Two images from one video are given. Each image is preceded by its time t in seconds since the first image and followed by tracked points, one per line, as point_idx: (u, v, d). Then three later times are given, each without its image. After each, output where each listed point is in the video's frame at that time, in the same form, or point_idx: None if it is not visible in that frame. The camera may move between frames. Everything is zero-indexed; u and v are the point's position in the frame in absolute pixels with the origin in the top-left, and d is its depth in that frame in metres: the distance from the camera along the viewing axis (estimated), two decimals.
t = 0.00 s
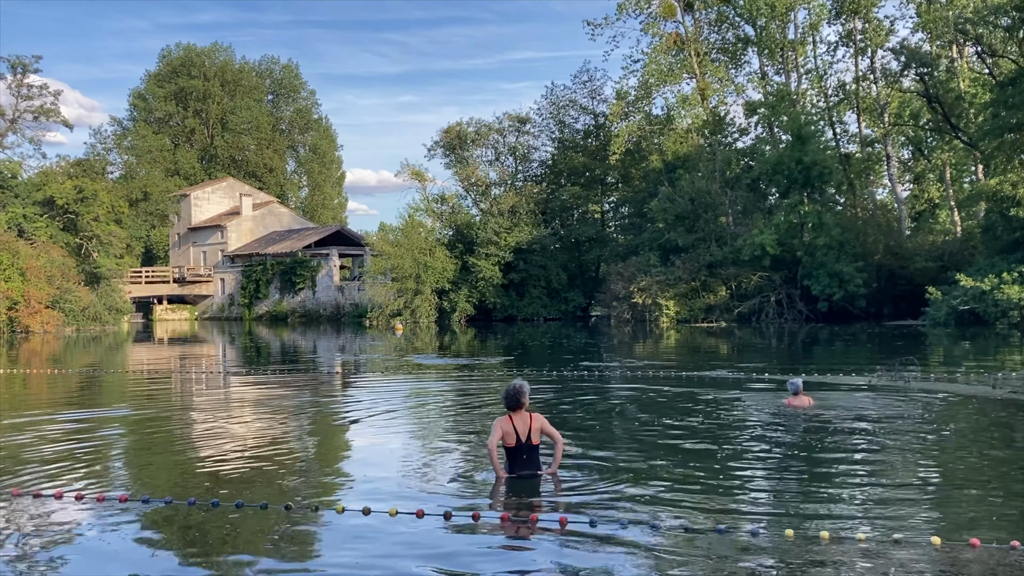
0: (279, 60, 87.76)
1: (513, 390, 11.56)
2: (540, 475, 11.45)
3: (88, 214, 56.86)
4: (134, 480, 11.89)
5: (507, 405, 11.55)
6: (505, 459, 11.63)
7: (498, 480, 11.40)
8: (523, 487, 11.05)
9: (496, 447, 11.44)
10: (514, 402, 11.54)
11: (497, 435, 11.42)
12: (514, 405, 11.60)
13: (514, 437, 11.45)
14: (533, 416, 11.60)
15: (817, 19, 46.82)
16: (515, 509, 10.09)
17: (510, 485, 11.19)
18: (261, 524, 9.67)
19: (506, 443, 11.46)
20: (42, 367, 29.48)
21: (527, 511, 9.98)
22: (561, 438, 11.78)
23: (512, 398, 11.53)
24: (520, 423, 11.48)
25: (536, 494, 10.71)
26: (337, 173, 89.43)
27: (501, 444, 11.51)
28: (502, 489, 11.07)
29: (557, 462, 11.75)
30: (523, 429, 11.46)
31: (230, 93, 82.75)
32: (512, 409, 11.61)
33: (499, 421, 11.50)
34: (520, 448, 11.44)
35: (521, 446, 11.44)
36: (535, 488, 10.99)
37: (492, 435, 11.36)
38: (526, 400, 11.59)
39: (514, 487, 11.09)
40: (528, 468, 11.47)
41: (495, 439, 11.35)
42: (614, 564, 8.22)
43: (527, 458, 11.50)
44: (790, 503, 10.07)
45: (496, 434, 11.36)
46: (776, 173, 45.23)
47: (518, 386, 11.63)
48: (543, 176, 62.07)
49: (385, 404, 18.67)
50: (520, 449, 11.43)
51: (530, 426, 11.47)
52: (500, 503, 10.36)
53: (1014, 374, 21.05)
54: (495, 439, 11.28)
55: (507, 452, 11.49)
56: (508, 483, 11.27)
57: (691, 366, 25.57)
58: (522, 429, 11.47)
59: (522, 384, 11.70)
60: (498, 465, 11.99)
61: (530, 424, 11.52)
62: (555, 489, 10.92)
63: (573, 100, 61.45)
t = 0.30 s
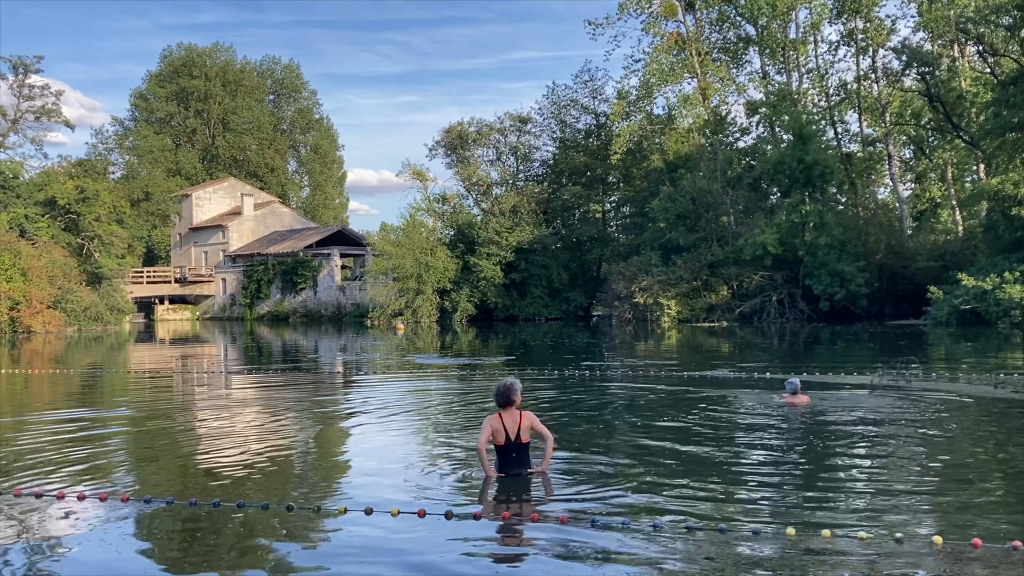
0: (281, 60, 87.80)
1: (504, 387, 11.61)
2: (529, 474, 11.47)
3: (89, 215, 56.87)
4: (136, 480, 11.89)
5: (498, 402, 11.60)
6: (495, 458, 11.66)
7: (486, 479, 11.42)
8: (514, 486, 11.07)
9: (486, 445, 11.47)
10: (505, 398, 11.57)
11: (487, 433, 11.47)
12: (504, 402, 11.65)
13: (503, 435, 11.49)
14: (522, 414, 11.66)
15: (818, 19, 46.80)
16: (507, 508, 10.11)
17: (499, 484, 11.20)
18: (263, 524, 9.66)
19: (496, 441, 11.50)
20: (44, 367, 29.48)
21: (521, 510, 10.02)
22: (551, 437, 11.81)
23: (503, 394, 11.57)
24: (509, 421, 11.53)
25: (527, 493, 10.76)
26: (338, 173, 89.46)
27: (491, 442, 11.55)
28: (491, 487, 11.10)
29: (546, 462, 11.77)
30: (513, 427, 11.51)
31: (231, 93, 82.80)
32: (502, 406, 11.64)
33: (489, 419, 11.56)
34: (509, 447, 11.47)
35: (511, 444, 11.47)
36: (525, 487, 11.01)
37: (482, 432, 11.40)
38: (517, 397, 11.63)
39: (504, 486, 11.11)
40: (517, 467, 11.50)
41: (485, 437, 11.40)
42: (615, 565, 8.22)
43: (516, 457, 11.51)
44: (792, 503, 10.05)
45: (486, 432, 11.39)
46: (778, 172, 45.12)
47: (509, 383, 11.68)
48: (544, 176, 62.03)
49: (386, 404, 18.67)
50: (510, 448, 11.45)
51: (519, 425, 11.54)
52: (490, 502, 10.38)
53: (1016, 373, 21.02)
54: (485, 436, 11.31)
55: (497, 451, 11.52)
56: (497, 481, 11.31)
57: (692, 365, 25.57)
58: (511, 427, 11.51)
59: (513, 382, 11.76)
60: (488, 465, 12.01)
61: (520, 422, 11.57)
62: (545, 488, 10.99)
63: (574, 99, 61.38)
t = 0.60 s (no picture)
0: (282, 60, 87.85)
1: (497, 388, 11.51)
2: (523, 474, 11.55)
3: (90, 215, 56.93)
4: (138, 480, 11.90)
5: (490, 403, 11.55)
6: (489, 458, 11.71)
7: (479, 479, 11.46)
8: (508, 486, 11.15)
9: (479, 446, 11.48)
10: (497, 398, 11.50)
11: (480, 434, 11.48)
12: (497, 402, 11.59)
13: (496, 436, 11.52)
14: (514, 414, 11.64)
15: (819, 18, 46.79)
16: (500, 509, 10.13)
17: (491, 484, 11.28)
18: (266, 524, 9.68)
19: (489, 442, 11.54)
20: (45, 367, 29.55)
21: (515, 509, 10.06)
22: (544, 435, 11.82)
23: (495, 395, 11.50)
24: (502, 422, 11.54)
25: (521, 493, 10.81)
26: (339, 173, 89.48)
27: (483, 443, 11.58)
28: (485, 488, 11.14)
29: (540, 460, 11.82)
30: (505, 428, 11.52)
31: (232, 93, 82.85)
32: (494, 405, 11.59)
33: (481, 420, 11.56)
34: (502, 448, 11.52)
35: (503, 446, 11.52)
36: (520, 487, 11.07)
37: (475, 434, 11.43)
38: (509, 397, 11.58)
39: (498, 486, 11.18)
40: (511, 467, 11.56)
41: (478, 439, 11.42)
42: (616, 564, 8.21)
43: (509, 458, 11.58)
44: (793, 503, 10.05)
45: (478, 434, 11.42)
46: (779, 172, 45.17)
47: (500, 383, 11.59)
48: (545, 175, 61.96)
49: (386, 404, 18.71)
50: (502, 449, 11.51)
51: (512, 425, 11.54)
52: (483, 503, 10.40)
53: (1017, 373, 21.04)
54: (478, 438, 11.31)
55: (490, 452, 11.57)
56: (490, 481, 11.36)
57: (694, 364, 25.60)
58: (503, 428, 11.53)
59: (506, 381, 11.65)
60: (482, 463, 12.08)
61: (513, 423, 11.58)
62: (538, 488, 11.04)
63: (576, 99, 61.34)
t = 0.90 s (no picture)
0: (283, 60, 87.88)
1: (494, 388, 11.59)
2: (522, 473, 11.57)
3: (92, 214, 56.94)
4: (140, 479, 11.90)
5: (487, 403, 11.61)
6: (488, 458, 11.72)
7: (478, 479, 11.46)
8: (508, 485, 11.17)
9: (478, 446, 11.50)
10: (494, 398, 11.58)
11: (478, 434, 11.52)
12: (494, 403, 11.65)
13: (494, 436, 11.56)
14: (512, 415, 11.72)
15: (820, 17, 46.77)
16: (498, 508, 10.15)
17: (491, 483, 11.30)
18: (268, 523, 9.68)
19: (487, 442, 11.57)
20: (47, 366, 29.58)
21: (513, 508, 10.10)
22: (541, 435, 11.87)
23: (492, 394, 11.57)
24: (500, 422, 11.60)
25: (520, 491, 10.84)
26: (341, 173, 89.51)
27: (482, 443, 11.61)
28: (485, 486, 11.14)
29: (538, 460, 11.85)
30: (503, 428, 11.58)
31: (234, 93, 82.86)
32: (491, 406, 11.66)
33: (479, 420, 11.59)
34: (501, 447, 11.55)
35: (502, 445, 11.55)
36: (519, 486, 11.10)
37: (474, 434, 11.46)
38: (506, 396, 11.65)
39: (498, 485, 11.20)
40: (510, 466, 11.58)
41: (476, 439, 11.46)
42: (618, 564, 8.21)
43: (508, 457, 11.60)
44: (794, 502, 10.03)
45: (477, 434, 11.46)
46: (780, 171, 45.19)
47: (496, 384, 11.66)
48: (546, 175, 61.90)
49: (388, 403, 18.73)
50: (501, 449, 11.53)
51: (510, 425, 11.62)
52: (482, 502, 10.42)
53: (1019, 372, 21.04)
54: (478, 437, 11.33)
55: (489, 452, 11.59)
56: (489, 481, 11.37)
57: (696, 364, 25.60)
58: (502, 428, 11.58)
59: (502, 381, 11.73)
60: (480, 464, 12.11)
61: (510, 423, 11.64)
62: (536, 486, 11.08)
63: (577, 98, 61.34)
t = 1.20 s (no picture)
0: (284, 59, 87.89)
1: (494, 388, 11.58)
2: (523, 472, 11.61)
3: (93, 214, 56.92)
4: (142, 479, 11.91)
5: (487, 403, 11.62)
6: (488, 457, 11.73)
7: (479, 478, 11.48)
8: (508, 484, 11.20)
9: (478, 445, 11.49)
10: (495, 398, 11.59)
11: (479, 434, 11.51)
12: (494, 402, 11.64)
13: (496, 435, 11.56)
14: (512, 414, 11.74)
15: (822, 17, 46.75)
16: (499, 508, 10.14)
17: (492, 482, 11.32)
18: (268, 523, 9.68)
19: (489, 441, 11.56)
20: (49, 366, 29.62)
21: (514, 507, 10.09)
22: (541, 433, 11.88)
23: (493, 394, 11.56)
24: (501, 421, 11.60)
25: (521, 490, 10.87)
26: (342, 173, 89.49)
27: (483, 443, 11.60)
28: (485, 485, 11.13)
29: (538, 458, 11.89)
30: (504, 427, 11.58)
31: (235, 92, 82.87)
32: (491, 405, 11.67)
33: (480, 419, 11.59)
34: (502, 446, 11.55)
35: (503, 444, 11.56)
36: (520, 485, 11.13)
37: (476, 434, 11.46)
38: (506, 396, 11.66)
39: (499, 484, 11.23)
40: (511, 465, 11.61)
41: (478, 439, 11.45)
42: (618, 564, 8.20)
43: (509, 455, 11.62)
44: (796, 502, 10.02)
45: (478, 434, 11.46)
46: (781, 171, 45.17)
47: (496, 383, 11.65)
48: (547, 175, 61.90)
49: (390, 403, 18.72)
50: (502, 448, 11.54)
51: (511, 424, 11.63)
52: (483, 501, 10.43)
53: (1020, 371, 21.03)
54: (479, 437, 11.32)
55: (490, 451, 11.60)
56: (490, 480, 11.38)
57: (697, 364, 25.59)
58: (503, 428, 11.58)
59: (501, 381, 11.73)
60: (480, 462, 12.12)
61: (511, 422, 11.65)
62: (537, 485, 11.09)
63: (578, 98, 61.37)
